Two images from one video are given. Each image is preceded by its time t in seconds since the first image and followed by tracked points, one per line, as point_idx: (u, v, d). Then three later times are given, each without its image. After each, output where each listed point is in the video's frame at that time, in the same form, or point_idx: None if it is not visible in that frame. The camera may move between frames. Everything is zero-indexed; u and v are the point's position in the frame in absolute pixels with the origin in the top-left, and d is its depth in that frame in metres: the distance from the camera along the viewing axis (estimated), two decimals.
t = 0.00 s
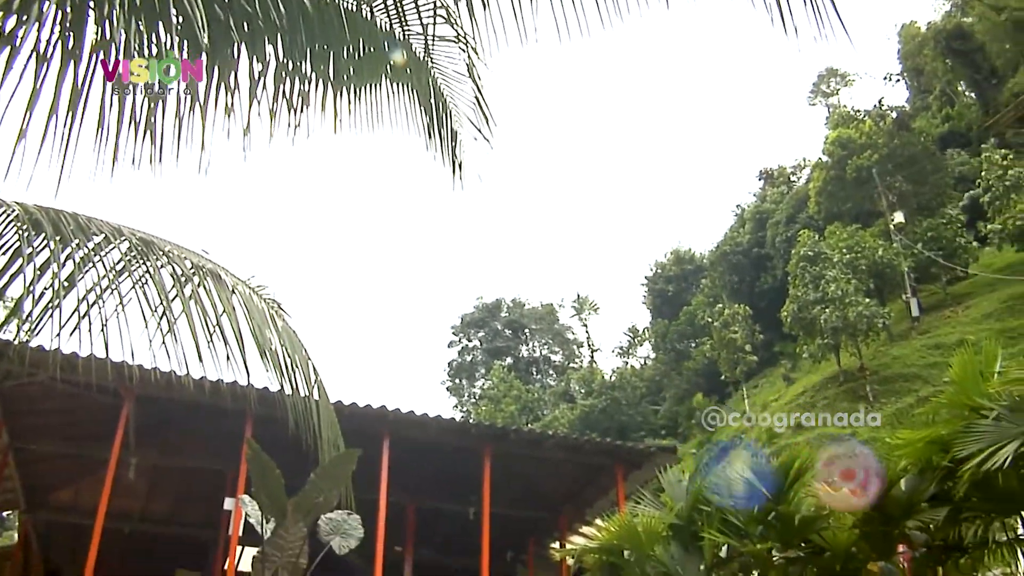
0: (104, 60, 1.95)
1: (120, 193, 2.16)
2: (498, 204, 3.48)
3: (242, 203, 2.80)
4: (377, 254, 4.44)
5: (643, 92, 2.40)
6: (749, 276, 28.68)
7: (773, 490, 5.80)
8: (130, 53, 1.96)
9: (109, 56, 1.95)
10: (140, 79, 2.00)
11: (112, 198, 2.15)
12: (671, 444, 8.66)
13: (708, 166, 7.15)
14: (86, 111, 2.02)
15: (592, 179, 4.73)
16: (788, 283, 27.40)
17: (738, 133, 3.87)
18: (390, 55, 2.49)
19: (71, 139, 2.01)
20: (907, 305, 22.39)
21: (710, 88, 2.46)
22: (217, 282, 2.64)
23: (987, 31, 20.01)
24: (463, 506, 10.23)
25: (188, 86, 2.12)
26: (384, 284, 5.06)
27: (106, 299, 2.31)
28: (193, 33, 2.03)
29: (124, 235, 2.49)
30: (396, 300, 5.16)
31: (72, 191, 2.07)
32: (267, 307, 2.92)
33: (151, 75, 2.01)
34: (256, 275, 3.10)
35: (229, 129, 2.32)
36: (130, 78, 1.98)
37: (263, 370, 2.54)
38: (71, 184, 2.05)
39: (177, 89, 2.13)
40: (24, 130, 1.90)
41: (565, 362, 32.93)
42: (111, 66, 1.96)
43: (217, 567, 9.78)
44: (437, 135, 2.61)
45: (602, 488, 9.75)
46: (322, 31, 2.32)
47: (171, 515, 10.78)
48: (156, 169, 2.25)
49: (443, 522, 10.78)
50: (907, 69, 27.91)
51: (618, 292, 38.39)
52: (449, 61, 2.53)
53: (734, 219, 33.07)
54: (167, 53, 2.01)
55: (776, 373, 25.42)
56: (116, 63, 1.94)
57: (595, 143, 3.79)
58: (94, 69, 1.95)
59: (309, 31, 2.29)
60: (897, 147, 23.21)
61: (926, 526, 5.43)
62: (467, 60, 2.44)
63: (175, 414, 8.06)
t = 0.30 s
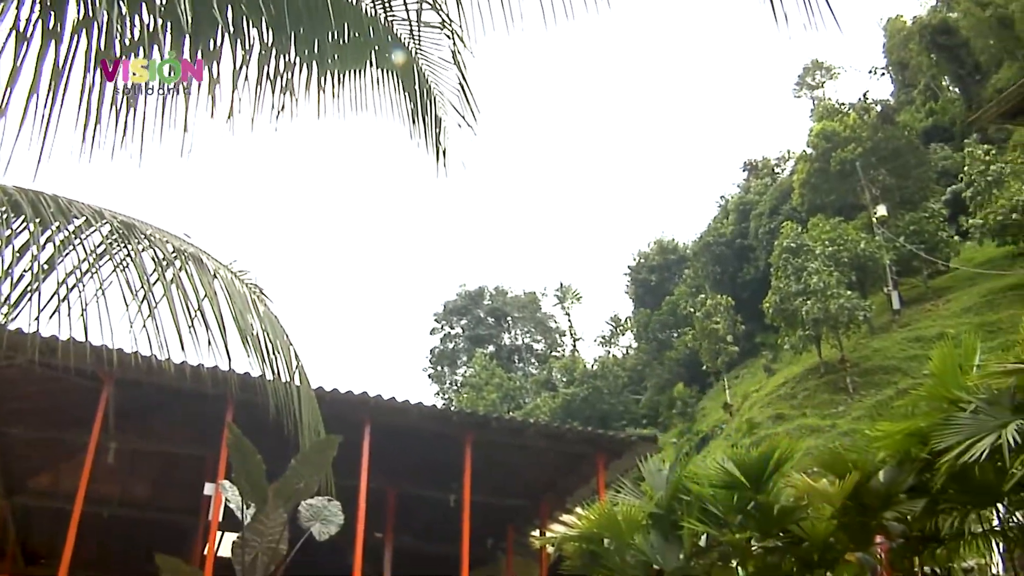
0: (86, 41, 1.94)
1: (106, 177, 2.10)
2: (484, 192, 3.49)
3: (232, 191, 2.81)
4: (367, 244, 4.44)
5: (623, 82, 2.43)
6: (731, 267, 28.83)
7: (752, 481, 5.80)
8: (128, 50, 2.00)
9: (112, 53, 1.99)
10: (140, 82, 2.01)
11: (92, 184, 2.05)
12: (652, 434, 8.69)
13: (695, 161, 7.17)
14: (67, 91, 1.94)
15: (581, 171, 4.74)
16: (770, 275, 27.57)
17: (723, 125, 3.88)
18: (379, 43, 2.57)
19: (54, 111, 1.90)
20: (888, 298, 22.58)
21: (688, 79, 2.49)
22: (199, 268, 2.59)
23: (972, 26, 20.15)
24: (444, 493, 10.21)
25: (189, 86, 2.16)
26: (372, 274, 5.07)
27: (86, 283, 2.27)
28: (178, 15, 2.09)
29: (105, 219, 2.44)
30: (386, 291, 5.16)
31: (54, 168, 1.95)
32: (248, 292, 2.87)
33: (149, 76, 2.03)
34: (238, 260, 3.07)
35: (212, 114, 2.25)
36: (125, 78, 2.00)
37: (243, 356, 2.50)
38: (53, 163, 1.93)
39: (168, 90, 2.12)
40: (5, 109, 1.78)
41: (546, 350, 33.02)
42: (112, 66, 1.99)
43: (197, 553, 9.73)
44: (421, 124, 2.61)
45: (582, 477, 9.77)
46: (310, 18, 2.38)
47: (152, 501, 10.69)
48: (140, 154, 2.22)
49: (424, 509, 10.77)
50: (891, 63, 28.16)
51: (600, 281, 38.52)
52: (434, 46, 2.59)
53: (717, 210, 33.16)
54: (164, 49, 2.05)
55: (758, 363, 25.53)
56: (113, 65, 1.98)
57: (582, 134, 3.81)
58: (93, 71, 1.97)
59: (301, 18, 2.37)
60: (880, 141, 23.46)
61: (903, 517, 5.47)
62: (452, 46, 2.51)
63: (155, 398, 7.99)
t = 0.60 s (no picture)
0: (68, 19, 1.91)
1: (92, 162, 2.09)
2: (469, 184, 3.53)
3: (224, 180, 2.91)
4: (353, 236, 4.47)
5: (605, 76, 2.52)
6: (713, 259, 28.96)
7: (731, 471, 5.86)
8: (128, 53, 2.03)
9: (110, 55, 2.00)
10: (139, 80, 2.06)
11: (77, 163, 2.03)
12: (632, 424, 8.71)
13: (680, 154, 7.20)
14: (48, 69, 1.90)
15: (566, 164, 4.80)
16: (752, 267, 27.76)
17: (705, 117, 3.95)
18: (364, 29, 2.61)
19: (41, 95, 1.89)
20: (869, 292, 22.95)
21: (668, 74, 2.55)
22: (180, 252, 2.56)
23: (956, 23, 20.32)
24: (424, 482, 10.20)
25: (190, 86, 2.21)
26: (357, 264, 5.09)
27: (65, 267, 2.22)
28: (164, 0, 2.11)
29: (85, 202, 2.42)
30: (371, 281, 5.19)
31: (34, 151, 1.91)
32: (229, 279, 2.83)
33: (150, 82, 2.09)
34: (220, 246, 2.97)
35: (192, 92, 2.24)
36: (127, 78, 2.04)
37: (224, 343, 2.48)
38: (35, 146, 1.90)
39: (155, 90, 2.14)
40: None
41: (528, 340, 33.08)
42: (110, 66, 2.00)
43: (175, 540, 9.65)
44: (403, 111, 2.67)
45: (563, 465, 9.78)
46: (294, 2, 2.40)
47: (131, 486, 10.61)
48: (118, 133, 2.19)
49: (405, 497, 10.74)
50: (875, 58, 28.37)
51: (583, 271, 38.61)
52: (419, 34, 2.70)
53: (700, 202, 33.30)
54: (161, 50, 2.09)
55: (738, 355, 25.70)
56: (114, 67, 2.00)
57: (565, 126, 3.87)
58: (77, 47, 1.93)
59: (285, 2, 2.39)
60: (863, 136, 23.65)
61: (881, 509, 5.44)
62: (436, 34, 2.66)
63: (134, 384, 7.90)
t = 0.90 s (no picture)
0: None
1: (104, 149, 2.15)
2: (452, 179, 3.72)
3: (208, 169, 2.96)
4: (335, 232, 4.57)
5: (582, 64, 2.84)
6: (694, 249, 29.08)
7: (709, 461, 5.88)
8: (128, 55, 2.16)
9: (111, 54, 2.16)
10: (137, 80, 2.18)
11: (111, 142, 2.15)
12: (611, 414, 8.74)
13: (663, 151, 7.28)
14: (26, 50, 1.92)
15: (541, 164, 5.02)
16: (732, 258, 27.89)
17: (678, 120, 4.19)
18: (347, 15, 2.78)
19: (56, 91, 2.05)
20: (849, 285, 23.17)
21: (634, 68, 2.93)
22: (157, 234, 2.52)
23: (939, 19, 20.49)
24: (401, 470, 10.12)
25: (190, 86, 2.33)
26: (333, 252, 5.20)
27: (41, 250, 2.19)
28: None
29: (64, 183, 2.40)
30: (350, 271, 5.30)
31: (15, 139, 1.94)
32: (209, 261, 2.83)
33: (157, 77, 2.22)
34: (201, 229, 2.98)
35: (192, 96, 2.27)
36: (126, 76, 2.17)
37: (202, 326, 2.47)
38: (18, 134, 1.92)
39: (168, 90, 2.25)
40: None
41: (508, 328, 33.08)
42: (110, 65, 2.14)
43: (152, 524, 9.57)
44: (385, 97, 2.89)
45: (541, 453, 9.71)
46: None
47: (109, 470, 10.51)
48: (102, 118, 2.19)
49: (382, 483, 10.70)
50: (859, 52, 28.55)
51: (565, 260, 38.65)
52: (401, 20, 3.01)
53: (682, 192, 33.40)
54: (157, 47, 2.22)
55: (718, 346, 25.86)
56: (113, 69, 2.16)
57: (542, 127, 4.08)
58: (55, 22, 2.03)
59: None
60: (845, 129, 23.83)
61: (857, 500, 5.47)
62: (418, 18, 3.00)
63: (113, 368, 7.80)
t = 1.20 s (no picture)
0: None
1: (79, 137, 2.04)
2: (431, 167, 3.71)
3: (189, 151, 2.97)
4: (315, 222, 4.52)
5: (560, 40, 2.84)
6: (673, 239, 29.18)
7: (685, 450, 5.91)
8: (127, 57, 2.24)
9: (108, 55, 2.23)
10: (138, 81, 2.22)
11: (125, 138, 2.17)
12: (588, 402, 8.76)
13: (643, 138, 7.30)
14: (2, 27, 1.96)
15: (520, 155, 5.02)
16: (710, 249, 28.04)
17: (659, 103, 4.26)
18: None
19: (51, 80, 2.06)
20: (826, 277, 23.39)
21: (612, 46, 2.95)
22: (134, 216, 2.48)
23: (921, 14, 20.61)
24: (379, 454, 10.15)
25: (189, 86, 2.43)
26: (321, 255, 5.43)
27: (16, 232, 2.13)
28: None
29: (39, 164, 2.35)
30: (328, 259, 5.25)
31: None
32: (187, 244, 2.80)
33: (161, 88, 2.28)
34: (178, 212, 2.98)
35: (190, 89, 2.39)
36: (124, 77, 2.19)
37: (179, 309, 2.43)
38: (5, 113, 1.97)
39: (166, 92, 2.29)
40: None
41: (487, 315, 33.07)
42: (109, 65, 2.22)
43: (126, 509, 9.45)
44: (362, 84, 2.93)
45: (518, 439, 9.71)
46: None
47: (81, 453, 10.36)
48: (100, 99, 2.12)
49: (358, 468, 10.65)
50: (840, 45, 28.70)
51: (544, 247, 38.67)
52: (382, 4, 3.04)
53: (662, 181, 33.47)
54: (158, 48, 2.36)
55: (695, 336, 26.03)
56: (113, 66, 2.22)
57: (521, 115, 4.09)
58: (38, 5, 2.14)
59: None
60: (825, 122, 24.01)
61: (830, 491, 5.55)
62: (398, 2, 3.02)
63: (89, 351, 7.70)
